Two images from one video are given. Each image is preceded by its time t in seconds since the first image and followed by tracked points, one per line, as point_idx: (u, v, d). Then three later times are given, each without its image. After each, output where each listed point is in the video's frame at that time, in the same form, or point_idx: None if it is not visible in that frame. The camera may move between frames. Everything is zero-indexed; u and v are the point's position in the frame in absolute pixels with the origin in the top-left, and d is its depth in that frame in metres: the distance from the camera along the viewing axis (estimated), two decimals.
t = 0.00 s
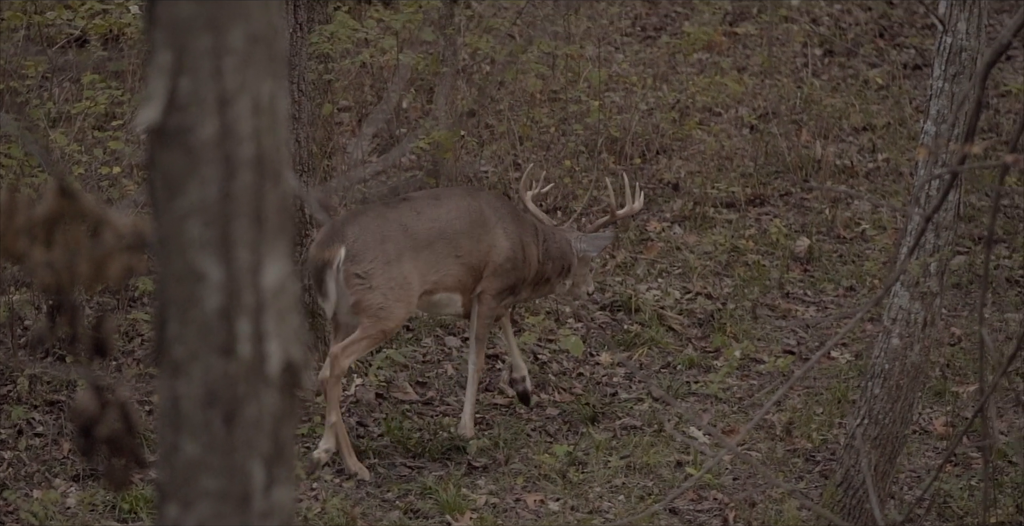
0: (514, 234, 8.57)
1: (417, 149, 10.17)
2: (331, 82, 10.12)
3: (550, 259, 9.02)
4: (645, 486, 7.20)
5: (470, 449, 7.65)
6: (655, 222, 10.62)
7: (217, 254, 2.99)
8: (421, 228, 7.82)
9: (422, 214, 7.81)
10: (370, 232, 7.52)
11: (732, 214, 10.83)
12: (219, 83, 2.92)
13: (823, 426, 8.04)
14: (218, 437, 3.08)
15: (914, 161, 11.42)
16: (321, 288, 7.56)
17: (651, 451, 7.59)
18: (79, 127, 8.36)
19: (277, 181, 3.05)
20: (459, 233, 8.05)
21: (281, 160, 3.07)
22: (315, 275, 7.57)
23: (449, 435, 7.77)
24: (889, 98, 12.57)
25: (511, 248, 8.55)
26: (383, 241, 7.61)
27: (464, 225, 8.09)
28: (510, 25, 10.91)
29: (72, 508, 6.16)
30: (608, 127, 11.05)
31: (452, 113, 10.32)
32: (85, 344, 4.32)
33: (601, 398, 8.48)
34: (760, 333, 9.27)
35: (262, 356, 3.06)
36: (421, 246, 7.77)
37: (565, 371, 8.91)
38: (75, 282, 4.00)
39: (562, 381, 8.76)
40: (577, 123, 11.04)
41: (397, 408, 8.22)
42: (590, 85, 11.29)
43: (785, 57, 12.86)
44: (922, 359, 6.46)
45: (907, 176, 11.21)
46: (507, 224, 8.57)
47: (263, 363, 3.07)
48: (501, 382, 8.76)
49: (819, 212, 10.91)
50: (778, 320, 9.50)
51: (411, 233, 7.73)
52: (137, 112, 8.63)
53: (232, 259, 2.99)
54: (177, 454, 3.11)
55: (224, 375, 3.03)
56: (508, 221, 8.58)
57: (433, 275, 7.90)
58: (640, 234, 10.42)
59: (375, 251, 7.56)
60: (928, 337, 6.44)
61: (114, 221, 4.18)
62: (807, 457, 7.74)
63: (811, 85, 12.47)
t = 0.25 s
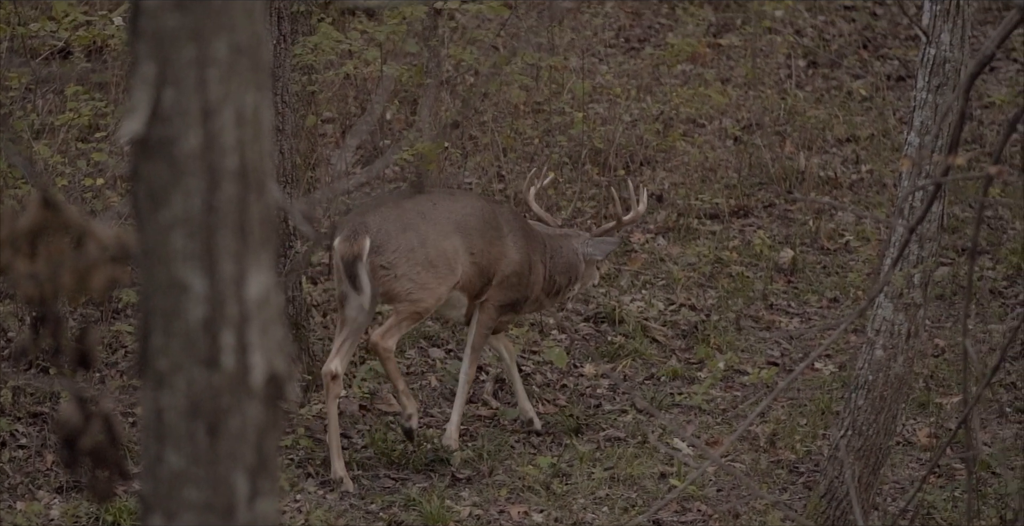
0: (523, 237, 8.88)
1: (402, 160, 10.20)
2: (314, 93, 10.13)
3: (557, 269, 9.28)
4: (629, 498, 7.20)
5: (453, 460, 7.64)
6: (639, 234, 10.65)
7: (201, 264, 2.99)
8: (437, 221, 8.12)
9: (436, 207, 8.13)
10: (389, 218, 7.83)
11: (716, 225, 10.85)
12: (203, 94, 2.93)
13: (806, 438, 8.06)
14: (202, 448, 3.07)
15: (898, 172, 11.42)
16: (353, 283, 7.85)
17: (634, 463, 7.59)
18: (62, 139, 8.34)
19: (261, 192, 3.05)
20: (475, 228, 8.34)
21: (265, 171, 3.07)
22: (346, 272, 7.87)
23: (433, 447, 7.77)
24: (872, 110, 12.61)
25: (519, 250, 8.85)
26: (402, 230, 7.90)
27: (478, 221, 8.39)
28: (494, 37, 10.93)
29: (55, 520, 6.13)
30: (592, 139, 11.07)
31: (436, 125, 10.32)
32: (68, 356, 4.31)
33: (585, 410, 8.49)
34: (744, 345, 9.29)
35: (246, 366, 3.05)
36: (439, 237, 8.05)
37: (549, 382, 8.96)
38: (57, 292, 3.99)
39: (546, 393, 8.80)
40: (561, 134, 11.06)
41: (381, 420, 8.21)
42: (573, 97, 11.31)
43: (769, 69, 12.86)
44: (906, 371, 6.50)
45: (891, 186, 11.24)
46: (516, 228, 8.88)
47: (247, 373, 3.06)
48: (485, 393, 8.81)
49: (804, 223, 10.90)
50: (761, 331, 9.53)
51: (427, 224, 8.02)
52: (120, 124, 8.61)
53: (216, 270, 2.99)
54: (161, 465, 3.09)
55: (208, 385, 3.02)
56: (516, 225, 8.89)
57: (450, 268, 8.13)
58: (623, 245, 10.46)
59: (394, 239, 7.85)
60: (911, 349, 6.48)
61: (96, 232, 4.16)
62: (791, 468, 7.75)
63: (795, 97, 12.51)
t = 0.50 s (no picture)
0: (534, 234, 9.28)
1: (380, 174, 10.22)
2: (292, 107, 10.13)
3: (564, 266, 9.68)
4: (607, 512, 7.19)
5: (432, 475, 7.63)
6: (617, 248, 10.71)
7: (179, 279, 2.98)
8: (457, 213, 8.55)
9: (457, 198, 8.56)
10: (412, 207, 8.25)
11: (694, 239, 10.87)
12: (181, 108, 2.92)
13: (784, 452, 8.08)
14: (180, 463, 3.06)
15: (876, 186, 11.40)
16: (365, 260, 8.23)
17: (613, 477, 7.59)
18: (39, 153, 8.30)
19: (239, 206, 3.05)
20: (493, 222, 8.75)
21: (243, 185, 3.07)
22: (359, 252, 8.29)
23: (411, 461, 7.75)
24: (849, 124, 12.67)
25: (530, 247, 9.26)
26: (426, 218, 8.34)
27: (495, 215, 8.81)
28: (472, 51, 10.94)
29: None
30: (570, 153, 11.09)
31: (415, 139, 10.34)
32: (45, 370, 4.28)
33: (563, 424, 8.49)
34: (722, 360, 9.31)
35: (224, 381, 3.05)
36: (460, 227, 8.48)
37: (528, 397, 8.99)
38: (34, 307, 3.96)
39: (523, 407, 8.85)
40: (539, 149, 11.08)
41: (359, 435, 8.20)
42: (552, 111, 11.34)
43: (746, 83, 12.86)
44: (885, 384, 6.55)
45: (869, 200, 11.19)
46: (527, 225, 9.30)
47: (225, 389, 3.05)
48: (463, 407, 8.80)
49: (782, 237, 10.90)
50: (739, 345, 9.54)
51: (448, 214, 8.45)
52: (98, 138, 8.57)
53: (194, 284, 2.98)
54: (138, 480, 3.09)
55: (186, 401, 3.01)
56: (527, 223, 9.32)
57: (471, 258, 8.52)
58: (602, 260, 10.56)
59: (417, 226, 8.28)
60: (889, 363, 6.52)
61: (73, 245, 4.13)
62: (769, 482, 7.76)
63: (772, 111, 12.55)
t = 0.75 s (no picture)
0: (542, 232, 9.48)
1: (353, 192, 10.24)
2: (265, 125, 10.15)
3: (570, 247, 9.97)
4: None
5: (404, 492, 7.62)
6: (591, 265, 10.76)
7: (151, 297, 3.06)
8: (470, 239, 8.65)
9: (465, 222, 8.63)
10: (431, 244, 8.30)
11: (667, 256, 10.90)
12: (154, 128, 3.01)
13: (757, 469, 8.10)
14: (152, 479, 3.14)
15: (848, 203, 11.36)
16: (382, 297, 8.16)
17: (585, 495, 7.59)
18: (11, 172, 8.26)
19: (212, 225, 3.13)
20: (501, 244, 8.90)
21: (215, 204, 3.15)
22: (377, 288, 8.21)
23: (384, 479, 7.75)
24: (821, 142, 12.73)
25: (539, 245, 9.41)
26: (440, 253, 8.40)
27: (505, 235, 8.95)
28: (445, 68, 10.93)
29: None
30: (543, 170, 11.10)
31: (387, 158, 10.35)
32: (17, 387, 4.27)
33: (536, 442, 8.49)
34: (695, 377, 9.33)
35: (195, 399, 3.12)
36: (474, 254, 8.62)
37: (499, 413, 9.00)
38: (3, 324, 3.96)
39: (496, 425, 8.84)
40: (512, 167, 11.11)
41: (331, 452, 8.19)
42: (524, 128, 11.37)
43: (719, 100, 12.87)
44: (857, 401, 6.62)
45: (841, 217, 11.22)
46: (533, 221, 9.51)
47: (197, 405, 3.13)
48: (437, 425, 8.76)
49: (754, 253, 10.91)
50: (712, 363, 9.55)
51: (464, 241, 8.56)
52: (71, 156, 8.54)
53: (166, 302, 3.07)
54: (111, 495, 3.16)
55: (158, 417, 3.09)
56: (533, 226, 9.47)
57: (481, 281, 8.72)
58: (574, 277, 10.58)
59: (435, 265, 8.34)
60: (862, 380, 6.60)
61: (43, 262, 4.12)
62: (742, 500, 7.78)
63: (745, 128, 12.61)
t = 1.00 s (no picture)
0: (544, 233, 10.28)
1: (321, 213, 10.23)
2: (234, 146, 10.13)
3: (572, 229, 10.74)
4: None
5: (372, 514, 7.57)
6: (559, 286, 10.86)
7: (117, 319, 2.95)
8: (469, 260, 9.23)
9: (464, 245, 9.23)
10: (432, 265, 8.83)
11: (635, 277, 10.95)
12: (121, 142, 2.91)
13: (725, 491, 8.11)
14: (119, 507, 3.03)
15: (815, 223, 11.38)
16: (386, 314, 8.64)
17: (553, 516, 7.57)
18: None
19: (181, 244, 3.03)
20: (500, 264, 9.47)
21: (185, 222, 3.04)
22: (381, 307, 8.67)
23: (352, 500, 7.68)
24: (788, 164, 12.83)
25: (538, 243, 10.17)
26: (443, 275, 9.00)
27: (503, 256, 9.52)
28: (412, 89, 10.92)
29: None
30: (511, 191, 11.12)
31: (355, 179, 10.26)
32: None
33: (504, 463, 8.47)
34: (663, 398, 9.35)
35: (165, 424, 3.02)
36: (474, 273, 9.20)
37: (468, 435, 8.95)
38: None
39: (465, 446, 8.76)
40: (480, 187, 11.13)
41: (298, 474, 8.13)
42: (492, 149, 11.41)
43: (687, 121, 12.91)
44: (824, 422, 6.86)
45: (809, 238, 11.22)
46: (534, 234, 10.16)
47: (166, 431, 3.03)
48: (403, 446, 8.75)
49: (722, 274, 10.94)
50: (679, 384, 9.55)
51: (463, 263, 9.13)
52: (38, 176, 8.47)
53: (133, 324, 2.96)
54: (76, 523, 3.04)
55: (125, 443, 2.99)
56: (531, 222, 10.22)
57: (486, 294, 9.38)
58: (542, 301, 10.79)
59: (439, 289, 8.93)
60: (829, 401, 6.85)
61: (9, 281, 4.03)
62: (710, 521, 7.79)
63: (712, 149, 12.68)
